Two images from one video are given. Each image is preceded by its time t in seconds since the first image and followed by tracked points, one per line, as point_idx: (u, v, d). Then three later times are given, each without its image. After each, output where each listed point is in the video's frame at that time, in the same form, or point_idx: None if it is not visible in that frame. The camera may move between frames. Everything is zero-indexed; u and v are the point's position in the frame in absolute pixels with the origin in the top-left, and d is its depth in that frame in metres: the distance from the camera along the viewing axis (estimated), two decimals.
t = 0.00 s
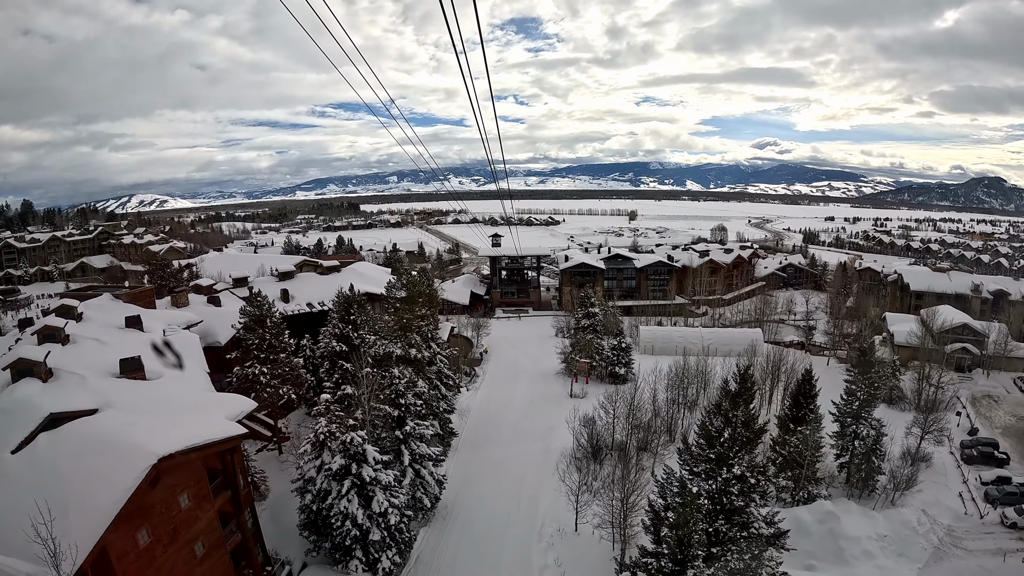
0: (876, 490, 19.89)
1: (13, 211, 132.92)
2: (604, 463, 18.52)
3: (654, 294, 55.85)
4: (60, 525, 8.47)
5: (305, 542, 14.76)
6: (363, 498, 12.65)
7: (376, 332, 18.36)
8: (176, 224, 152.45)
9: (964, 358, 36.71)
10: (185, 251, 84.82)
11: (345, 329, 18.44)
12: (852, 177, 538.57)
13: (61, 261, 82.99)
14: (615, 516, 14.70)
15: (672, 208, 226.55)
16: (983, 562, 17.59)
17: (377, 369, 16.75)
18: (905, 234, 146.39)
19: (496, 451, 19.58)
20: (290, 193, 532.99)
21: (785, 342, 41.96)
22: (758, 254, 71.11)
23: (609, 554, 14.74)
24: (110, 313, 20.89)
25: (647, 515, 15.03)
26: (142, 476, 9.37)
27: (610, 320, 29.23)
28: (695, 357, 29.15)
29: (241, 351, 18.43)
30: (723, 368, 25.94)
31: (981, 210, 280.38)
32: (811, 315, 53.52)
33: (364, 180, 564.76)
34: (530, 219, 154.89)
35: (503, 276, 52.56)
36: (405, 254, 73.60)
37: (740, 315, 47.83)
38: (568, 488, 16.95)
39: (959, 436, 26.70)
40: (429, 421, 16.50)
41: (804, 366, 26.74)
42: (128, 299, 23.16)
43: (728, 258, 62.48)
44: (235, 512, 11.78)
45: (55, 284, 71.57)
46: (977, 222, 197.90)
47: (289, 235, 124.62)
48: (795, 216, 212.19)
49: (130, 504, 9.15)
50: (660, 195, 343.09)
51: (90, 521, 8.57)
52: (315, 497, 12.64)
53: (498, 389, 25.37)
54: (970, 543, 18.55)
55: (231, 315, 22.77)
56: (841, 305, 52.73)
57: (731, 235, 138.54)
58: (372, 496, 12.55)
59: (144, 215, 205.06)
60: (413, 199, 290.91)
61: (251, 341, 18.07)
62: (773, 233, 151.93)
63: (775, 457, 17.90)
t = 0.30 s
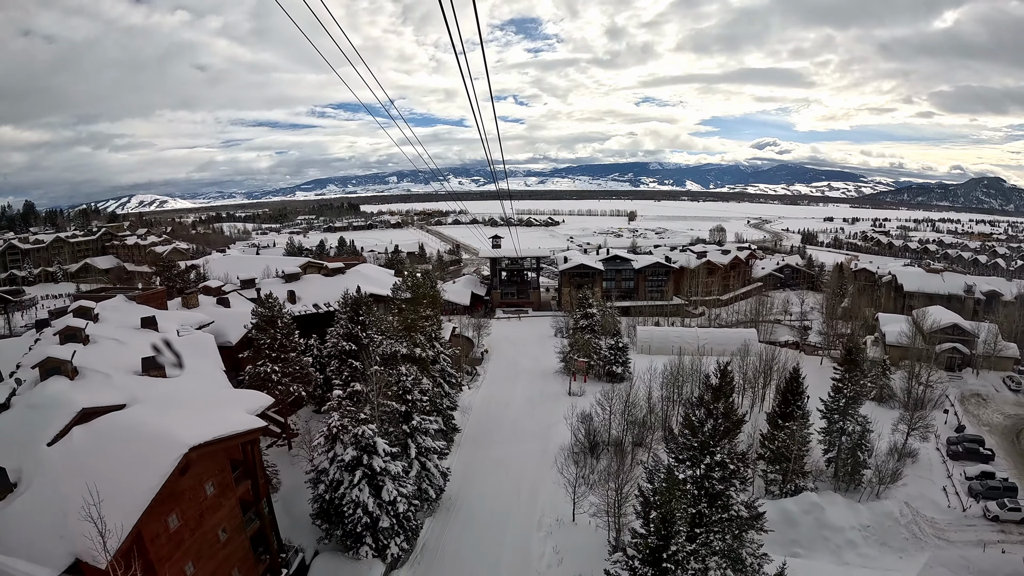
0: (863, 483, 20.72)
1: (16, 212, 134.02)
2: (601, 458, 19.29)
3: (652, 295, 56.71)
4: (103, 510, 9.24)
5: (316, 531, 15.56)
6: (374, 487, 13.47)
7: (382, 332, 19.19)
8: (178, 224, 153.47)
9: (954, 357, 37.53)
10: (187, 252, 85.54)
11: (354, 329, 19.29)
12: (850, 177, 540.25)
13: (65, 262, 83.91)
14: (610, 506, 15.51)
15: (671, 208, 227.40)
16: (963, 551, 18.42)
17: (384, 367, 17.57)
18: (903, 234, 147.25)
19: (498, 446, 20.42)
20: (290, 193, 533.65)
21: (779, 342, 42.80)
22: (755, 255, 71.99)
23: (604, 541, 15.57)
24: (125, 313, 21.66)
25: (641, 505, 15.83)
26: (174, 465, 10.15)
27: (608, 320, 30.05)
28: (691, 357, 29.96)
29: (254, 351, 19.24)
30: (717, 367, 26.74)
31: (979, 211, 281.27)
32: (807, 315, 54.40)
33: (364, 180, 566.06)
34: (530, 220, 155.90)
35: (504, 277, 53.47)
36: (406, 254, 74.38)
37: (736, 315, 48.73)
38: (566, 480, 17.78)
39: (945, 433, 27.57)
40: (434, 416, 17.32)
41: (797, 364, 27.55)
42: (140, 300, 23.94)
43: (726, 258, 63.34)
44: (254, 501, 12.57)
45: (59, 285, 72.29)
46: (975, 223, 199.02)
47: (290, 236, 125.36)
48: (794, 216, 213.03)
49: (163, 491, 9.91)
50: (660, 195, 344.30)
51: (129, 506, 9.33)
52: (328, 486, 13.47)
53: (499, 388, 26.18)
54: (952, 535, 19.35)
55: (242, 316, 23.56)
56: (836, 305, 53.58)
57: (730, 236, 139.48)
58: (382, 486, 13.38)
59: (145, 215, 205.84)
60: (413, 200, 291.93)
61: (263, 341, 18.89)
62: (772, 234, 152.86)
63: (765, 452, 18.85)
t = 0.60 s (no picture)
0: (850, 478, 21.49)
1: (18, 213, 134.91)
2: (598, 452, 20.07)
3: (650, 296, 57.56)
4: (139, 494, 9.99)
5: (327, 521, 16.36)
6: (382, 478, 14.33)
7: (388, 332, 20.03)
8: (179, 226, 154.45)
9: (945, 356, 38.63)
10: (191, 253, 86.38)
11: (361, 330, 20.14)
12: (851, 177, 540.39)
13: (69, 263, 84.76)
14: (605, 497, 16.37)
15: (671, 209, 228.26)
16: (945, 542, 19.16)
17: (391, 365, 18.43)
18: (901, 235, 148.10)
19: (499, 442, 21.22)
20: (290, 194, 534.38)
21: (774, 342, 43.65)
22: (752, 256, 72.91)
23: (600, 529, 16.44)
24: (139, 314, 22.48)
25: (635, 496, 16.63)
26: (202, 455, 10.97)
27: (606, 320, 30.84)
28: (687, 356, 30.74)
29: (265, 350, 20.11)
30: (713, 367, 27.43)
31: (977, 211, 282.30)
32: (802, 316, 55.23)
33: (364, 181, 567.40)
34: (529, 221, 156.85)
35: (504, 278, 54.30)
36: (407, 255, 75.22)
37: (732, 315, 49.58)
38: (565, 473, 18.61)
39: (932, 430, 28.41)
40: (438, 412, 18.15)
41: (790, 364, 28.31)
42: (154, 302, 24.76)
43: (723, 260, 64.23)
44: (270, 491, 13.36)
45: (64, 285, 73.12)
46: (972, 224, 200.10)
47: (291, 237, 126.14)
48: (794, 217, 214.03)
49: (192, 478, 10.70)
50: (659, 196, 345.29)
51: (161, 491, 10.09)
52: (339, 477, 14.32)
53: (500, 386, 27.02)
54: (935, 527, 20.08)
55: (252, 316, 24.33)
56: (831, 305, 54.43)
57: (728, 237, 140.41)
58: (390, 477, 14.23)
59: (146, 216, 207.43)
60: (413, 200, 292.78)
61: (274, 341, 19.75)
62: (770, 235, 153.90)
63: (756, 448, 19.74)
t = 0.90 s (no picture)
0: (838, 472, 22.32)
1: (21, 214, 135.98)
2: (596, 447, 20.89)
3: (648, 297, 58.44)
4: (172, 481, 10.74)
5: (336, 512, 17.17)
6: (390, 470, 15.17)
7: (394, 332, 20.89)
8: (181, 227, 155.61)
9: (935, 356, 39.49)
10: (194, 254, 87.13)
11: (369, 330, 20.96)
12: (851, 177, 541.26)
13: (72, 264, 85.70)
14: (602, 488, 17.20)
15: (671, 210, 229.03)
16: (928, 533, 19.96)
17: (397, 364, 19.28)
18: (900, 236, 148.83)
19: (500, 439, 22.02)
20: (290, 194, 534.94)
21: (769, 342, 44.53)
22: (750, 257, 73.79)
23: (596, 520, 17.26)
24: (153, 315, 23.26)
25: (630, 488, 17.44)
26: (228, 445, 11.80)
27: (604, 320, 31.70)
28: (683, 355, 31.54)
29: (275, 350, 20.98)
30: (707, 366, 28.27)
31: (977, 211, 283.20)
32: (798, 316, 56.10)
33: (364, 181, 568.40)
34: (529, 221, 157.84)
35: (504, 279, 55.19)
36: (409, 256, 76.07)
37: (729, 316, 50.46)
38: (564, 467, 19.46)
39: (921, 427, 29.26)
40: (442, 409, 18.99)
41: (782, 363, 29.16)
42: (166, 303, 25.57)
43: (720, 261, 65.13)
44: (285, 482, 14.12)
45: (69, 286, 73.87)
46: (971, 224, 201.14)
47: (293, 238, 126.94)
48: (793, 218, 214.91)
49: (219, 467, 11.53)
50: (659, 196, 346.25)
51: (191, 478, 10.88)
52: (350, 469, 15.14)
53: (501, 385, 27.86)
54: (920, 519, 20.87)
55: (261, 317, 25.10)
56: (827, 306, 55.30)
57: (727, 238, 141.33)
58: (398, 468, 15.06)
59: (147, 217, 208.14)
60: (414, 201, 293.76)
61: (284, 340, 20.59)
62: (769, 235, 154.86)
63: (747, 443, 20.57)
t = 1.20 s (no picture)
0: (826, 468, 23.15)
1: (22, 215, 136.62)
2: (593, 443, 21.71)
3: (646, 297, 59.32)
4: (200, 471, 11.50)
5: (345, 504, 17.98)
6: (398, 462, 16.07)
7: (400, 332, 21.80)
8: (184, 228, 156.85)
9: (928, 355, 40.36)
10: (196, 256, 87.96)
11: (375, 330, 21.81)
12: (850, 177, 542.32)
13: (76, 265, 86.53)
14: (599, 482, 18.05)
15: (670, 210, 229.87)
16: (913, 525, 20.77)
17: (403, 362, 20.17)
18: (899, 236, 149.50)
19: (500, 435, 22.86)
20: (290, 195, 535.76)
21: (765, 342, 45.41)
22: (747, 258, 74.71)
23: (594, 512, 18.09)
24: (165, 316, 23.97)
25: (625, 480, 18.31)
26: (250, 438, 12.62)
27: (602, 321, 32.65)
28: (679, 355, 32.38)
29: (285, 349, 21.94)
30: (701, 365, 29.16)
31: (976, 211, 284.12)
32: (794, 316, 56.94)
33: (365, 181, 569.64)
34: (529, 222, 158.86)
35: (504, 280, 56.06)
36: (409, 257, 76.93)
37: (725, 316, 51.31)
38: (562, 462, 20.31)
39: (909, 424, 30.15)
40: (446, 406, 19.85)
41: (775, 362, 30.01)
42: (177, 304, 26.34)
43: (718, 262, 65.97)
44: (299, 474, 14.92)
45: (74, 287, 74.80)
46: (969, 224, 202.03)
47: (294, 239, 127.75)
48: (792, 218, 215.71)
49: (242, 458, 12.34)
50: (659, 196, 347.22)
51: (215, 468, 11.64)
52: (359, 462, 16.02)
53: (501, 383, 28.72)
54: (905, 512, 21.70)
55: (270, 318, 25.93)
56: (822, 306, 56.15)
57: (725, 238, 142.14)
58: (405, 461, 15.97)
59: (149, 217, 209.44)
60: (414, 201, 294.62)
61: (294, 340, 21.54)
62: (768, 236, 155.65)
63: (739, 439, 21.41)
